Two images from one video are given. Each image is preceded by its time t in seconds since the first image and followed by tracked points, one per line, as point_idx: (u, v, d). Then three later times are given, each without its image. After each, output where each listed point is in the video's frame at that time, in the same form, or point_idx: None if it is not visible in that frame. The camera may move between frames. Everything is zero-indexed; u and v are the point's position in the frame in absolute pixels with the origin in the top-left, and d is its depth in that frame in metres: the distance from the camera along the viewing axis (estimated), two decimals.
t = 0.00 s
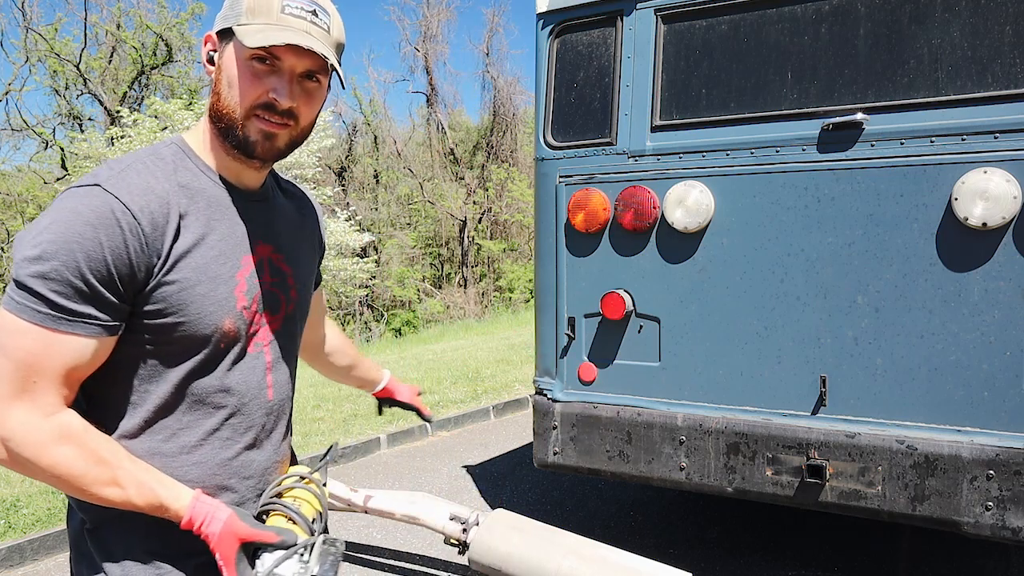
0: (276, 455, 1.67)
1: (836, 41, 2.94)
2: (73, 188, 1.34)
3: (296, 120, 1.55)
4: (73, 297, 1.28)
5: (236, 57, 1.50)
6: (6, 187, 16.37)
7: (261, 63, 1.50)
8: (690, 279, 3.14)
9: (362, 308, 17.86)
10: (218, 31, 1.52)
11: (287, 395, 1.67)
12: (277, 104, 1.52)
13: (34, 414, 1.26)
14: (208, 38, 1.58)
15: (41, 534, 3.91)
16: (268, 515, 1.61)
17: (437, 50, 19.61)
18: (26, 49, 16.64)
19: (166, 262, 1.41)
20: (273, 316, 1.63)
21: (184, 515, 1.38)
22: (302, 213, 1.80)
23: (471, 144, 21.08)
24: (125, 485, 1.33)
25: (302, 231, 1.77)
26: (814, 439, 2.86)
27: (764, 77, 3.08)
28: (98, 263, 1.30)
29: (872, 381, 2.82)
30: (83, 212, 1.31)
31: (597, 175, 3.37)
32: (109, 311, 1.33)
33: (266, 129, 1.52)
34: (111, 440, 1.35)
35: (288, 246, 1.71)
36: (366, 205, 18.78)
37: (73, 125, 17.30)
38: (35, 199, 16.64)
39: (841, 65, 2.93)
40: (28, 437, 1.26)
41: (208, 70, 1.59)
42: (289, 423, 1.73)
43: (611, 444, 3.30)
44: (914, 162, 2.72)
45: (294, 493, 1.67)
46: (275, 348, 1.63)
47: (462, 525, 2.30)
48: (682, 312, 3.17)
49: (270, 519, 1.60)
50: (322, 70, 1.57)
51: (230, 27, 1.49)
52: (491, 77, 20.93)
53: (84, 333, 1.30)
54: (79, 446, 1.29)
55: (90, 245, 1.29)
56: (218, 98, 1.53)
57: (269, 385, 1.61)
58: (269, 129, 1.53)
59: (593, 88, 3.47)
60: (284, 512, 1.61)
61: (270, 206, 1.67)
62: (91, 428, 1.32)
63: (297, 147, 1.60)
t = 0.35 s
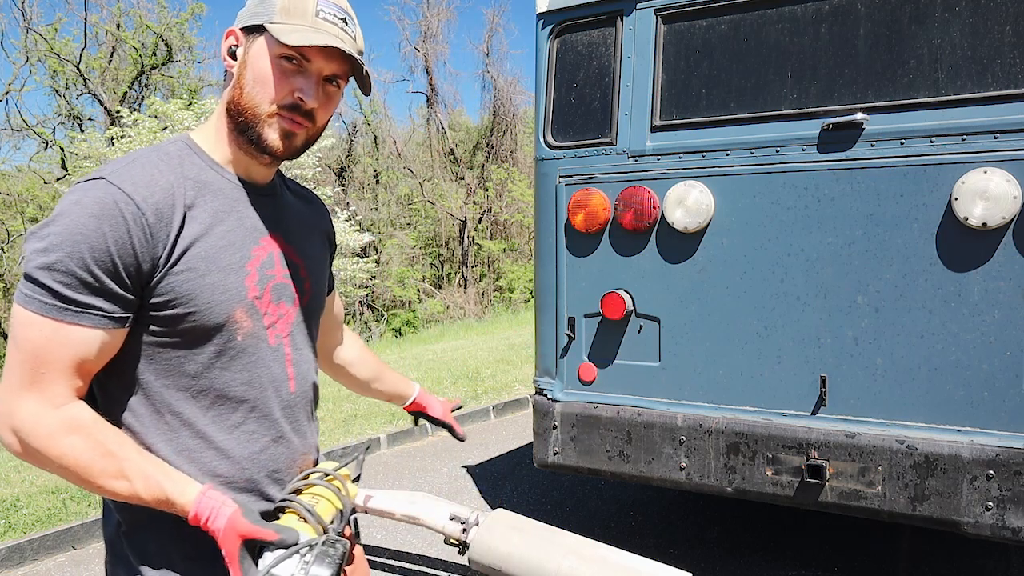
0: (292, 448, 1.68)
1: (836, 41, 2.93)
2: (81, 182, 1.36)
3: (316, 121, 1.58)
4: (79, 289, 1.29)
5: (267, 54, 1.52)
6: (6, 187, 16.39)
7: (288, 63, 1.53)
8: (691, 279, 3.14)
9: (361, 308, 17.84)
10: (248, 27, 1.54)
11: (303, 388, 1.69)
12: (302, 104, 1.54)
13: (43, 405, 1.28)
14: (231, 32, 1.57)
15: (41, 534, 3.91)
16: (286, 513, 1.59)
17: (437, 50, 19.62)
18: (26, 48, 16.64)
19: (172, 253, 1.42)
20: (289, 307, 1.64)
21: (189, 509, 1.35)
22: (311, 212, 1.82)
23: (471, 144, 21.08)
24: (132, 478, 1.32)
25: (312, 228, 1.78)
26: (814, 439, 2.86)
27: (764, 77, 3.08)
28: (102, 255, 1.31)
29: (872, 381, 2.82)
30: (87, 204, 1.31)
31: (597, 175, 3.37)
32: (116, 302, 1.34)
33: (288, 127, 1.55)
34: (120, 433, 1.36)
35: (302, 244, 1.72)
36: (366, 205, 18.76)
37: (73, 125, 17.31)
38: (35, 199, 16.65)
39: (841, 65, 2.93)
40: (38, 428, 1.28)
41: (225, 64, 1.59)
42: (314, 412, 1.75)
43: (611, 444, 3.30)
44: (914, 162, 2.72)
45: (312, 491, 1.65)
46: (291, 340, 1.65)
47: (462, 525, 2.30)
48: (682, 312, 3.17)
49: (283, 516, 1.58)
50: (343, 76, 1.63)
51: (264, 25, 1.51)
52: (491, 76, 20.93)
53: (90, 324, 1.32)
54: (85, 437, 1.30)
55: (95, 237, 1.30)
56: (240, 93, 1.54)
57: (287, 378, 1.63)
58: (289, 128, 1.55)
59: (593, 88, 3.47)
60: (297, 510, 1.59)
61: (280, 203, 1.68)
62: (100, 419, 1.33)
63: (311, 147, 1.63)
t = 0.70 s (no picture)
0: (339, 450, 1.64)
1: (836, 41, 2.94)
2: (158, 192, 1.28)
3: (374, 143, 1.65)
4: (163, 304, 1.22)
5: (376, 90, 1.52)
6: (6, 187, 16.41)
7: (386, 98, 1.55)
8: (692, 278, 3.14)
9: (362, 308, 17.80)
10: (362, 56, 1.49)
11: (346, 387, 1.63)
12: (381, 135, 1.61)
13: (125, 426, 1.21)
14: (334, 47, 1.46)
15: (41, 534, 3.91)
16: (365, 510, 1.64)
17: (437, 50, 19.63)
18: (25, 48, 16.67)
19: (252, 262, 1.34)
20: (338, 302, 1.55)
21: (282, 517, 1.35)
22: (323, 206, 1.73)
23: (471, 144, 21.09)
24: (223, 493, 1.28)
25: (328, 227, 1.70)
26: (814, 438, 2.86)
27: (764, 77, 3.08)
28: (189, 269, 1.24)
29: (872, 381, 2.82)
30: (170, 217, 1.24)
31: (597, 175, 3.37)
32: (199, 316, 1.27)
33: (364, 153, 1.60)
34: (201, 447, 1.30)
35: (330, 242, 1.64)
36: (367, 206, 18.46)
37: (72, 125, 17.34)
38: (35, 199, 16.68)
39: (841, 65, 2.93)
40: (120, 450, 1.21)
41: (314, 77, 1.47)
42: (349, 409, 1.70)
43: (611, 444, 3.30)
44: (914, 162, 2.72)
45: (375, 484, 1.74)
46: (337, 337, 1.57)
47: (462, 525, 2.31)
48: (682, 312, 3.17)
49: (362, 511, 1.63)
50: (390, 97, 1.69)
51: (384, 65, 1.51)
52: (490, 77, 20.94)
53: (175, 340, 1.24)
54: (172, 457, 1.24)
55: (181, 252, 1.23)
56: (340, 118, 1.50)
57: (335, 376, 1.57)
58: (362, 153, 1.60)
59: (593, 88, 3.47)
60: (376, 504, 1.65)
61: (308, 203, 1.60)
62: (181, 436, 1.26)
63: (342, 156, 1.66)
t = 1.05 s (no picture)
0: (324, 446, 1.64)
1: (836, 41, 2.94)
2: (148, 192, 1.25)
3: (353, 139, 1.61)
4: (160, 306, 1.20)
5: (345, 82, 1.48)
6: (6, 187, 16.49)
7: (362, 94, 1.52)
8: (692, 278, 3.13)
9: (362, 308, 17.71)
10: (327, 49, 1.45)
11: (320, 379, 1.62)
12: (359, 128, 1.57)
13: (120, 432, 1.18)
14: (300, 43, 1.44)
15: (41, 534, 3.91)
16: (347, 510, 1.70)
17: (437, 49, 19.63)
18: (26, 48, 16.67)
19: (246, 262, 1.33)
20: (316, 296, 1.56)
21: (276, 523, 1.36)
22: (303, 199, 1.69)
23: (471, 144, 21.10)
24: (217, 500, 1.27)
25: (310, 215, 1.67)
26: (814, 439, 2.86)
27: (764, 77, 3.08)
28: (185, 269, 1.22)
29: (872, 381, 2.82)
30: (164, 216, 1.22)
31: (597, 175, 3.37)
32: (193, 317, 1.26)
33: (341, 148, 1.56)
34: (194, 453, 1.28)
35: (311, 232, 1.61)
36: (367, 206, 18.54)
37: (72, 125, 17.34)
38: (35, 199, 16.72)
39: (841, 65, 2.93)
40: (113, 458, 1.18)
41: (282, 72, 1.44)
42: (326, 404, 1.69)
43: (611, 444, 3.30)
44: (914, 162, 2.72)
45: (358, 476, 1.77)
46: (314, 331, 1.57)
47: (462, 525, 2.30)
48: (682, 312, 3.17)
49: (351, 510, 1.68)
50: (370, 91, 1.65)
51: (350, 56, 1.47)
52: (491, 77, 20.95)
53: (171, 341, 1.22)
54: (166, 462, 1.22)
55: (177, 252, 1.22)
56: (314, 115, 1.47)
57: (311, 368, 1.56)
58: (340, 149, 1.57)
59: (593, 88, 3.47)
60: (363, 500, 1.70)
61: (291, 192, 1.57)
62: (175, 442, 1.25)
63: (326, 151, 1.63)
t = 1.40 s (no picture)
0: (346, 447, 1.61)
1: (836, 41, 2.94)
2: (146, 178, 1.32)
3: (365, 111, 1.54)
4: (148, 277, 1.25)
5: (312, 46, 1.50)
6: (6, 187, 16.79)
7: (335, 53, 1.51)
8: (692, 278, 3.13)
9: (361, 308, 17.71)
10: (295, 24, 1.53)
11: (363, 382, 1.63)
12: (347, 91, 1.51)
13: (110, 401, 1.22)
14: (285, 32, 1.58)
15: (41, 534, 3.91)
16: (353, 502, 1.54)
17: (437, 49, 19.62)
18: (26, 48, 16.69)
19: (239, 245, 1.38)
20: (352, 296, 1.59)
21: (260, 505, 1.31)
22: (366, 207, 1.77)
23: (471, 144, 21.10)
24: (203, 475, 1.26)
25: (366, 220, 1.73)
26: (814, 439, 2.86)
27: (764, 77, 3.08)
28: (174, 243, 1.27)
29: (872, 381, 2.82)
30: (157, 194, 1.28)
31: (597, 175, 3.37)
32: (184, 291, 1.30)
33: (336, 117, 1.51)
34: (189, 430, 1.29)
35: (359, 234, 1.67)
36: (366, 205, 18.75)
37: (72, 125, 17.34)
38: (35, 199, 16.90)
39: (841, 65, 2.93)
40: (104, 425, 1.21)
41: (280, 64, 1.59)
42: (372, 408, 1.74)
43: (611, 444, 3.30)
44: (914, 162, 2.72)
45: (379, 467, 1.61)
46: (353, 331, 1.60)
47: (462, 525, 2.35)
48: (682, 312, 3.17)
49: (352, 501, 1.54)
50: (391, 66, 1.59)
51: (310, 19, 1.50)
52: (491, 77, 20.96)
53: (162, 314, 1.26)
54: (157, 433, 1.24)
55: (166, 226, 1.27)
56: (291, 87, 1.52)
57: (349, 371, 1.58)
58: (339, 118, 1.52)
59: (593, 88, 3.47)
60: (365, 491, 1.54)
61: (338, 194, 1.64)
62: (168, 415, 1.27)
63: (361, 143, 1.59)
